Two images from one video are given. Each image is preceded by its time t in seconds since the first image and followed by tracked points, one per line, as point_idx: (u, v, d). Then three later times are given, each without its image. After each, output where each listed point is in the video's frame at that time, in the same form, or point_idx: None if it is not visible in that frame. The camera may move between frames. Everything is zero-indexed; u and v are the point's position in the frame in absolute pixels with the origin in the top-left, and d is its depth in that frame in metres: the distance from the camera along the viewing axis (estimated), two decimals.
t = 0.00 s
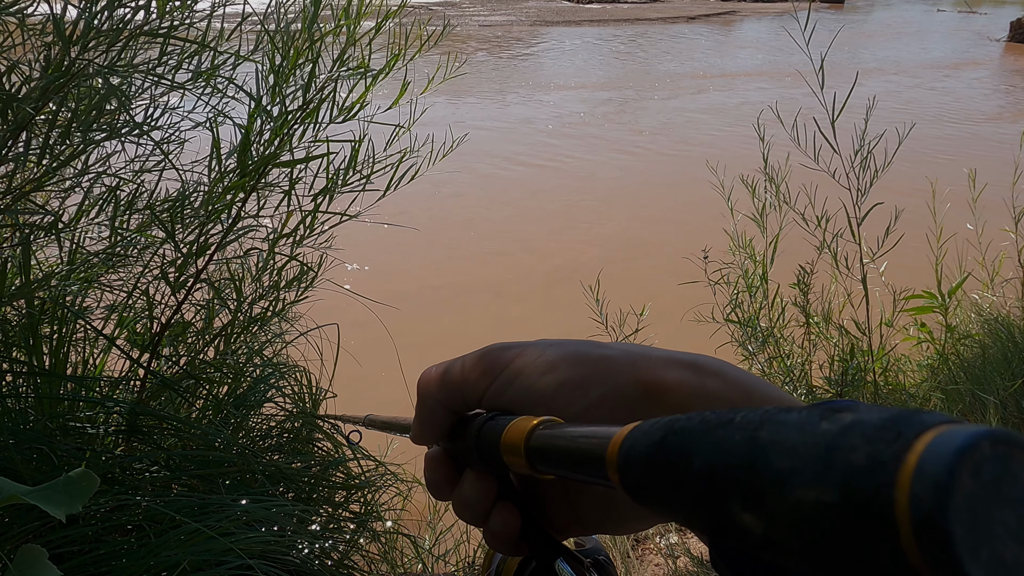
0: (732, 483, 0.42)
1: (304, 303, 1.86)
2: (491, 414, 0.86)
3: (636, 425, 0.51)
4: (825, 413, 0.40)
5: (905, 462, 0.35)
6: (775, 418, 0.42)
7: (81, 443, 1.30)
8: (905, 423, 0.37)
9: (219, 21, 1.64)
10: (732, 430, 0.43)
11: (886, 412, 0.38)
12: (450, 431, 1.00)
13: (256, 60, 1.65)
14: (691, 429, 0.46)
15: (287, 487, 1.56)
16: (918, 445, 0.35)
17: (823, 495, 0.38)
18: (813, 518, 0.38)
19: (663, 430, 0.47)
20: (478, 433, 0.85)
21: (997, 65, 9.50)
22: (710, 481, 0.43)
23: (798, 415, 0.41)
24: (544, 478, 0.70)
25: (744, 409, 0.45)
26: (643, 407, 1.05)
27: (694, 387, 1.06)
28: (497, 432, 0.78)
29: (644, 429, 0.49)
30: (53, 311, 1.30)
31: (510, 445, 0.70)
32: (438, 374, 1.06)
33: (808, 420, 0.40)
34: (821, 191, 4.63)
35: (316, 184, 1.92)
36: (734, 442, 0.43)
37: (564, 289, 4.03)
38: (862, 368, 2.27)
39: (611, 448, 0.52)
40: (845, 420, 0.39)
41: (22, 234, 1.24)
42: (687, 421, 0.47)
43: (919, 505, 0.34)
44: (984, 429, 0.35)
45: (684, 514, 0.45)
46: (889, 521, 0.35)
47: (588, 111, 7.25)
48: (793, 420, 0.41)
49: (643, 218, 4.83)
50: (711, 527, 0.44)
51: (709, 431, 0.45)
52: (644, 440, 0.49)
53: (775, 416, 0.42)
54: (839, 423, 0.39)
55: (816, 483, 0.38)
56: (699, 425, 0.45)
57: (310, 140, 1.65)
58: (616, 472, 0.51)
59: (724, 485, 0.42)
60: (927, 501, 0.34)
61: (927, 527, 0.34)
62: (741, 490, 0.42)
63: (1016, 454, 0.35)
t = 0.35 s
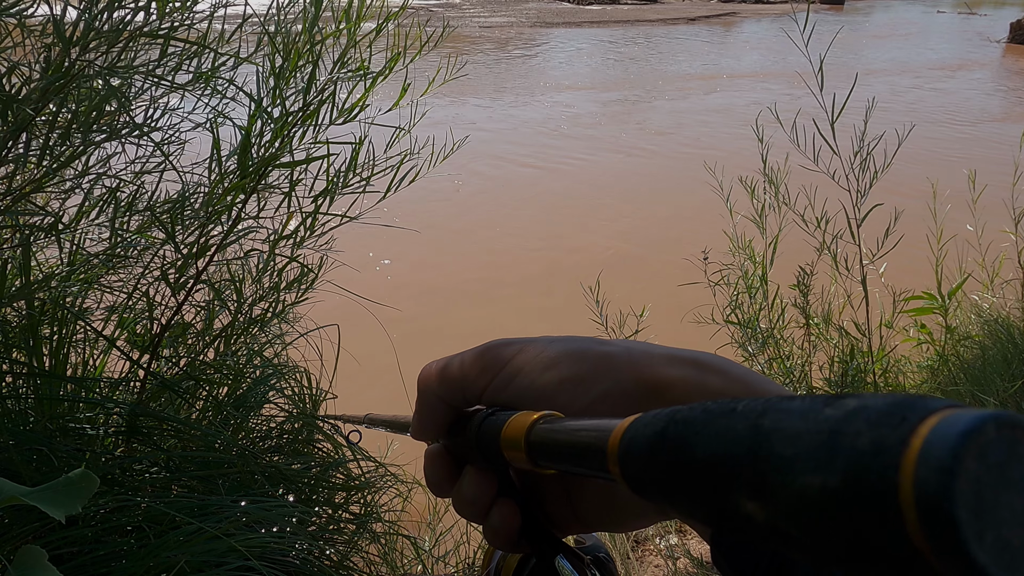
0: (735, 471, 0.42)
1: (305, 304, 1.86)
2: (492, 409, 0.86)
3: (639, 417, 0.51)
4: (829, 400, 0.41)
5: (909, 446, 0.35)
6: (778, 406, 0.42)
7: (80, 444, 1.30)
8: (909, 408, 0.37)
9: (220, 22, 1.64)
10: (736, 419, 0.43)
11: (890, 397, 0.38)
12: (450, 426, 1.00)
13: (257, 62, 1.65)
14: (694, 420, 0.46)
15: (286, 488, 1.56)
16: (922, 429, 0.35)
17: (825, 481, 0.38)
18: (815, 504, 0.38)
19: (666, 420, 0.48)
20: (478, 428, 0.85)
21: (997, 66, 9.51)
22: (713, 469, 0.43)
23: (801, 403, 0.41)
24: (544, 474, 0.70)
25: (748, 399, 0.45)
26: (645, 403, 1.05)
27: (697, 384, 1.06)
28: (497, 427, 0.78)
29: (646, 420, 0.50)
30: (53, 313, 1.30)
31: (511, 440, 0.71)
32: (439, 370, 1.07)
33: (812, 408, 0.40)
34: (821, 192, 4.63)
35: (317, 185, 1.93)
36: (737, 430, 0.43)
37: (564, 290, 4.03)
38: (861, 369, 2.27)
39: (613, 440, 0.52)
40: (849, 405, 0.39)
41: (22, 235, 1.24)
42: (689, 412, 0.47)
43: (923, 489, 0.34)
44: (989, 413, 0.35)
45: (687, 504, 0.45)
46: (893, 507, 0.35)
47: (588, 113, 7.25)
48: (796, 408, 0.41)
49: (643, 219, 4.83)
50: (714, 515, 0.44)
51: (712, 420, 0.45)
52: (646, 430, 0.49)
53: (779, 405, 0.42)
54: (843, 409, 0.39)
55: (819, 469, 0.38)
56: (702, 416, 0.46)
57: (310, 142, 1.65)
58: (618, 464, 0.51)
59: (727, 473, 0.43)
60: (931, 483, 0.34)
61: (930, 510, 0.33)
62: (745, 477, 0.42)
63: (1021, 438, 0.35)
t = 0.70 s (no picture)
0: (740, 476, 0.43)
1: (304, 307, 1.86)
2: (493, 413, 0.86)
3: (641, 421, 0.51)
4: (834, 405, 0.41)
5: (918, 452, 0.35)
6: (784, 411, 0.42)
7: (80, 446, 1.30)
8: (916, 413, 0.37)
9: (219, 25, 1.64)
10: (741, 423, 0.44)
11: (897, 402, 0.38)
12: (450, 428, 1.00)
13: (256, 65, 1.65)
14: (698, 423, 0.46)
15: (285, 491, 1.55)
16: (931, 435, 0.35)
17: (832, 486, 0.38)
18: (823, 509, 0.38)
19: (669, 424, 0.48)
20: (480, 431, 0.85)
21: (996, 69, 9.52)
22: (719, 474, 0.44)
23: (806, 408, 0.42)
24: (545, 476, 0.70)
25: (752, 403, 0.45)
26: (648, 406, 1.06)
27: (700, 387, 1.06)
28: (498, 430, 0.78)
29: (650, 424, 0.50)
30: (53, 315, 1.30)
31: (512, 443, 0.71)
32: (441, 372, 1.06)
33: (818, 412, 0.41)
34: (819, 195, 4.63)
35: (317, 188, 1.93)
36: (743, 435, 0.43)
37: (563, 293, 4.03)
38: (860, 372, 2.27)
39: (616, 444, 0.52)
40: (855, 411, 0.39)
41: (22, 237, 1.24)
42: (693, 416, 0.47)
43: (932, 496, 0.34)
44: (996, 419, 0.35)
45: (693, 508, 0.46)
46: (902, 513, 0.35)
47: (587, 115, 7.26)
48: (801, 413, 0.41)
49: (642, 222, 4.83)
50: (721, 519, 0.44)
51: (716, 424, 0.45)
52: (650, 434, 0.49)
53: (784, 409, 0.42)
54: (849, 414, 0.39)
55: (825, 474, 0.38)
56: (706, 420, 0.46)
57: (310, 145, 1.66)
58: (621, 467, 0.51)
59: (734, 478, 0.43)
60: (940, 490, 0.34)
61: (938, 515, 0.34)
62: (751, 483, 0.42)
63: None
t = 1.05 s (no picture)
0: (734, 480, 0.43)
1: (301, 310, 1.86)
2: (487, 414, 0.86)
3: (634, 424, 0.52)
4: (828, 409, 0.41)
5: (910, 458, 0.35)
6: (777, 415, 0.42)
7: (76, 449, 1.30)
8: (910, 419, 0.37)
9: (214, 28, 1.64)
10: (734, 427, 0.44)
11: (891, 407, 0.39)
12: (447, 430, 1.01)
13: (252, 67, 1.65)
14: (690, 427, 0.46)
15: (283, 494, 1.56)
16: (923, 440, 0.36)
17: (827, 492, 0.38)
18: (819, 514, 0.39)
19: (662, 427, 0.48)
20: (474, 431, 0.86)
21: (991, 70, 9.55)
22: (713, 479, 0.44)
23: (800, 411, 0.42)
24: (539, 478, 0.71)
25: (745, 406, 0.45)
26: (647, 409, 1.05)
27: (700, 390, 1.06)
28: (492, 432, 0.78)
29: (643, 427, 0.50)
30: (49, 318, 1.30)
31: (505, 445, 0.71)
32: (439, 374, 1.07)
33: (812, 416, 0.41)
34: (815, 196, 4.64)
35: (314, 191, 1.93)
36: (734, 439, 0.43)
37: (560, 295, 4.03)
38: (856, 373, 2.27)
39: (608, 448, 0.52)
40: (849, 416, 0.40)
41: (18, 241, 1.24)
42: (685, 420, 0.47)
43: (926, 502, 0.34)
44: (991, 423, 0.35)
45: (688, 512, 0.46)
46: (896, 519, 0.36)
47: (584, 117, 7.26)
48: (795, 417, 0.41)
49: (639, 224, 4.83)
50: (715, 523, 0.45)
51: (708, 428, 0.45)
52: (641, 439, 0.49)
53: (778, 413, 0.43)
54: (842, 419, 0.40)
55: (819, 480, 0.39)
56: (699, 423, 0.46)
57: (306, 147, 1.66)
58: (614, 471, 0.51)
59: (727, 483, 0.43)
60: (934, 497, 0.34)
61: (931, 521, 0.34)
62: (744, 487, 0.42)
63: None
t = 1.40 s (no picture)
0: (717, 436, 0.43)
1: (296, 306, 1.87)
2: (477, 393, 0.87)
3: (622, 392, 0.52)
4: (809, 359, 0.41)
5: (889, 402, 0.35)
6: (760, 370, 0.42)
7: (71, 446, 1.31)
8: (889, 363, 0.37)
9: (207, 24, 1.64)
10: (719, 385, 0.44)
11: (871, 353, 0.38)
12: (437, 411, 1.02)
13: (245, 63, 1.65)
14: (676, 388, 0.47)
15: (278, 490, 1.58)
16: (902, 384, 0.35)
17: (807, 439, 0.38)
18: (800, 461, 0.38)
19: (648, 392, 0.49)
20: (464, 411, 0.87)
21: (985, 66, 9.56)
22: (698, 437, 0.44)
23: (782, 365, 0.42)
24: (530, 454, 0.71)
25: (729, 366, 0.46)
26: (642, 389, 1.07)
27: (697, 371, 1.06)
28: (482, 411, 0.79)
29: (629, 393, 0.51)
30: (44, 315, 1.30)
31: (495, 422, 0.72)
32: (433, 353, 1.07)
33: (794, 367, 0.41)
34: (809, 192, 4.65)
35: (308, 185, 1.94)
36: (719, 396, 0.43)
37: (555, 289, 4.04)
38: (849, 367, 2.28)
39: (596, 417, 0.53)
40: (829, 364, 0.39)
41: (13, 238, 1.25)
42: (672, 382, 0.48)
43: (904, 442, 0.34)
44: (970, 364, 0.35)
45: (674, 471, 0.46)
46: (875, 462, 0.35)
47: (579, 113, 7.26)
48: (777, 370, 0.41)
49: (634, 219, 4.84)
50: (700, 479, 0.45)
51: (694, 388, 0.46)
52: (628, 404, 0.50)
53: (760, 368, 0.42)
54: (823, 367, 0.39)
55: (800, 428, 0.38)
56: (685, 384, 0.47)
57: (300, 142, 1.66)
58: (601, 439, 0.52)
59: (712, 438, 0.43)
60: (914, 439, 0.34)
61: (912, 461, 0.34)
62: (728, 442, 0.42)
63: (1003, 390, 0.35)
